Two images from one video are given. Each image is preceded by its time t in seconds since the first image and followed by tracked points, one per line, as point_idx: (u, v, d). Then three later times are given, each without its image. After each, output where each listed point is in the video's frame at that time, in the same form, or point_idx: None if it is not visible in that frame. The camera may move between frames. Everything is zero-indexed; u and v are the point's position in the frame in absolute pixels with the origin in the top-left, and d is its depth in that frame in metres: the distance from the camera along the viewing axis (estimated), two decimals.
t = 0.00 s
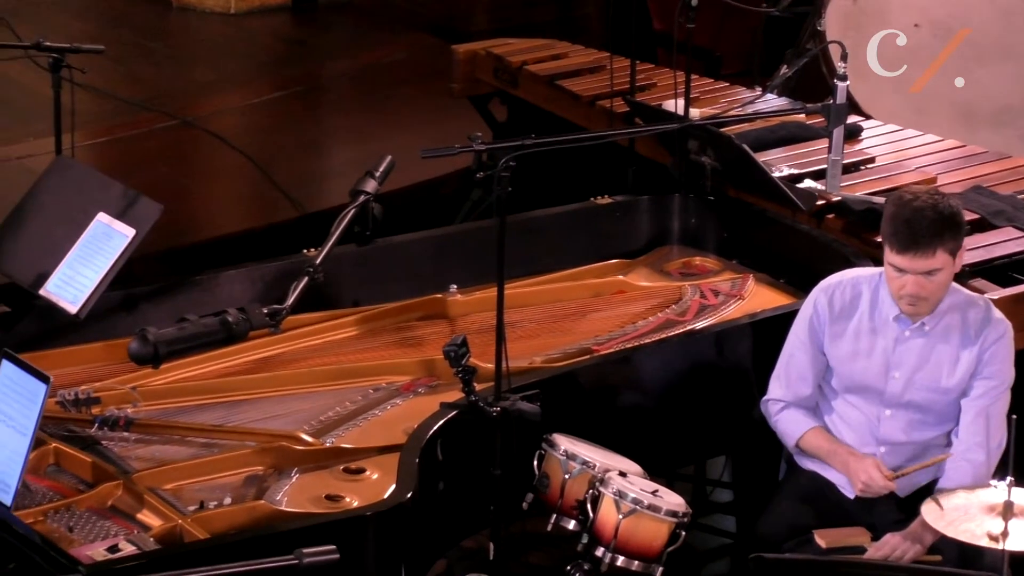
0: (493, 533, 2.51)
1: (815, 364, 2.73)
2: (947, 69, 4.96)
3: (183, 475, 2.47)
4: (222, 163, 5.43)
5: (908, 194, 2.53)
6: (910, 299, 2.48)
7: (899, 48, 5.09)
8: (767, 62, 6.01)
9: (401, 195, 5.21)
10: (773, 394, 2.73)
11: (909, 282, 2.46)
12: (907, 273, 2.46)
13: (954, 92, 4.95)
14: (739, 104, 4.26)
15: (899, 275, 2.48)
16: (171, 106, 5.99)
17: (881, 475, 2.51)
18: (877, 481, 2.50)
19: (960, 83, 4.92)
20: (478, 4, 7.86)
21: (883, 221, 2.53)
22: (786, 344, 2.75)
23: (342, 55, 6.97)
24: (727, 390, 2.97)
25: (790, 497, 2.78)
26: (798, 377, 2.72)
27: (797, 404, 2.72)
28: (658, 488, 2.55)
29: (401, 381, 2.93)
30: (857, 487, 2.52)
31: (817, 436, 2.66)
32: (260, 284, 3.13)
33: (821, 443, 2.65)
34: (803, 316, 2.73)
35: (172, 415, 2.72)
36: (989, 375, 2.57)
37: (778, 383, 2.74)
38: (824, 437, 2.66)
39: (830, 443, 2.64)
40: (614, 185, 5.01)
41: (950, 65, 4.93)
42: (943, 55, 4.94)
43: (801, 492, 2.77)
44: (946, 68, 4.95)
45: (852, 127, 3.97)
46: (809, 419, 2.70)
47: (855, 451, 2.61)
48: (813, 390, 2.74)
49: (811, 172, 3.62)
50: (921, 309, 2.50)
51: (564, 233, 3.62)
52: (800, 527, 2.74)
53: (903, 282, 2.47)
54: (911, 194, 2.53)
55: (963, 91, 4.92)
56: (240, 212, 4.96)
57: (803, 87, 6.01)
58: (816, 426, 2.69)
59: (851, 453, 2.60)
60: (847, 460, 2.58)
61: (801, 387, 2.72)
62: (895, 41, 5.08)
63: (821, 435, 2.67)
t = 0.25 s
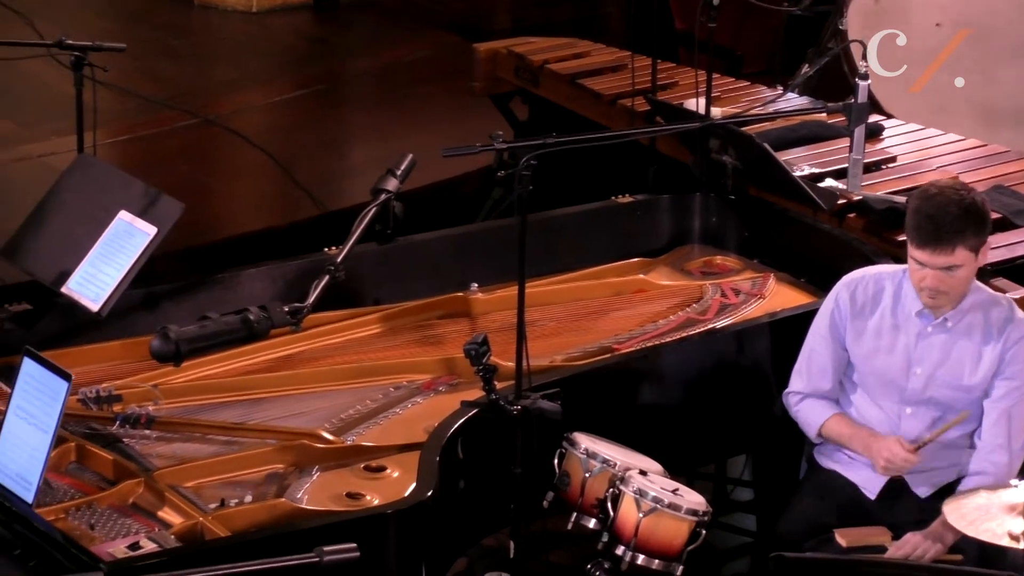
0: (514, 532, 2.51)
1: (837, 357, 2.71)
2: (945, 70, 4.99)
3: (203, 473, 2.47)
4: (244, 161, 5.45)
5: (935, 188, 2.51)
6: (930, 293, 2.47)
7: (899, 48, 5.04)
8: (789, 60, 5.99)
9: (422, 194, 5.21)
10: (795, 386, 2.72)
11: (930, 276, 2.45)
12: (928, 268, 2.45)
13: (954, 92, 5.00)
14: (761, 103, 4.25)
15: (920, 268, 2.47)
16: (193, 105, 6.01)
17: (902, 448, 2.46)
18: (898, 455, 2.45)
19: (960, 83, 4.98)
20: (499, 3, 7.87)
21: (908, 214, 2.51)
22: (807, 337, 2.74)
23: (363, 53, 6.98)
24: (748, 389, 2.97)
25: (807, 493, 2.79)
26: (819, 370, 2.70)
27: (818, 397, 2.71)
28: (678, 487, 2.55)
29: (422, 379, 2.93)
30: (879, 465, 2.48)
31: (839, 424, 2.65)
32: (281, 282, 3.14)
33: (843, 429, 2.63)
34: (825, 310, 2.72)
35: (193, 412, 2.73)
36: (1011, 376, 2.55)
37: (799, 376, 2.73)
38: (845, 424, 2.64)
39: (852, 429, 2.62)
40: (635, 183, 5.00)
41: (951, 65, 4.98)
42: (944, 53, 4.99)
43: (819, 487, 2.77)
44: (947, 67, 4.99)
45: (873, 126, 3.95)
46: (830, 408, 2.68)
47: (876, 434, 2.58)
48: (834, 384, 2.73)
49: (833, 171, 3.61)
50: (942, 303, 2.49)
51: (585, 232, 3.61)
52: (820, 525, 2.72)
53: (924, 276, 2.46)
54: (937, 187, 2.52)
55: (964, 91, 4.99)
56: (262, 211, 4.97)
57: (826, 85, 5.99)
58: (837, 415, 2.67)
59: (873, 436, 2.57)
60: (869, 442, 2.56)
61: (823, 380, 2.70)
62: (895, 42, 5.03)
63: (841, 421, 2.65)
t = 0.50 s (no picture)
0: (534, 530, 2.51)
1: (860, 363, 2.70)
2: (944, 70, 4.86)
3: (223, 471, 2.48)
4: (265, 160, 5.46)
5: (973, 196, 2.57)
6: (927, 285, 2.53)
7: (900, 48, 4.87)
8: (810, 59, 5.97)
9: (442, 192, 5.21)
10: (818, 393, 2.70)
11: (929, 266, 2.51)
12: (931, 256, 2.51)
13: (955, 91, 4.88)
14: (782, 101, 4.23)
15: (926, 255, 2.53)
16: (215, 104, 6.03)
17: (928, 455, 2.52)
18: (925, 462, 2.51)
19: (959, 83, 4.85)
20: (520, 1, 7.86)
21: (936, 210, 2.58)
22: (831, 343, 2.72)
23: (384, 51, 6.99)
24: (768, 388, 2.95)
25: (828, 490, 2.76)
26: (844, 377, 2.69)
27: (842, 405, 2.69)
28: (698, 486, 2.55)
29: (442, 378, 2.93)
30: (905, 471, 2.52)
31: (863, 433, 2.63)
32: (302, 280, 3.15)
33: (867, 437, 2.62)
34: (848, 316, 2.70)
35: (213, 411, 2.74)
36: None
37: (823, 383, 2.71)
38: (871, 433, 2.62)
39: (876, 437, 2.61)
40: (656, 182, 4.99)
41: (949, 66, 4.85)
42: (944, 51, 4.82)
43: (842, 486, 2.74)
44: (947, 67, 4.85)
45: (895, 125, 3.92)
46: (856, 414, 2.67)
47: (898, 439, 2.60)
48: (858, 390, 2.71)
49: (854, 170, 3.59)
50: (935, 303, 2.54)
51: (605, 231, 3.60)
52: (840, 524, 2.71)
53: (926, 264, 2.52)
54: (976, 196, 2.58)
55: (964, 91, 4.86)
56: (283, 209, 4.97)
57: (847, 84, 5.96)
58: (861, 423, 2.65)
59: (895, 441, 2.59)
60: (895, 448, 2.57)
61: (846, 388, 2.69)
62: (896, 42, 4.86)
63: (867, 430, 2.63)
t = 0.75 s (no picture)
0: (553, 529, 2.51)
1: (879, 358, 2.69)
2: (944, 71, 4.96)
3: (244, 468, 2.49)
4: (285, 158, 5.48)
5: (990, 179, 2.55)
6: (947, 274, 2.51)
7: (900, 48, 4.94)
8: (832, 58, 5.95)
9: (462, 191, 5.21)
10: (836, 388, 2.69)
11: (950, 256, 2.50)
12: (951, 247, 2.49)
13: (954, 92, 4.95)
14: (802, 100, 4.22)
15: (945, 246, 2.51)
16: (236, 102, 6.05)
17: (939, 488, 2.50)
18: (936, 494, 2.49)
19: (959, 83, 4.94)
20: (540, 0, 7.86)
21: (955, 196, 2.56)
22: (851, 337, 2.72)
23: (405, 50, 7.00)
24: (788, 388, 2.95)
25: (850, 491, 2.74)
26: (862, 372, 2.69)
27: (860, 399, 2.68)
28: (718, 485, 2.53)
29: (462, 376, 2.94)
30: (914, 501, 2.51)
31: (877, 443, 2.61)
32: (321, 278, 3.16)
33: (881, 450, 2.60)
34: (868, 310, 2.70)
35: (233, 409, 2.75)
36: None
37: (842, 377, 2.70)
38: (885, 445, 2.60)
39: (891, 451, 2.59)
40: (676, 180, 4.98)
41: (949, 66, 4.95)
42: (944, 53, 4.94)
43: (863, 488, 2.73)
44: (949, 65, 4.95)
45: (915, 124, 3.90)
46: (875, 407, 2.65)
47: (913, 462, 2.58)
48: (877, 385, 2.71)
49: (874, 169, 3.58)
50: (957, 292, 2.53)
51: (625, 229, 3.60)
52: (861, 524, 2.69)
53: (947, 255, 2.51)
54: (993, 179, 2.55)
55: (964, 92, 4.94)
56: (303, 207, 4.98)
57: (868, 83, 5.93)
58: (875, 431, 2.63)
59: (909, 464, 2.57)
60: (907, 473, 2.55)
61: (865, 382, 2.68)
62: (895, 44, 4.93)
63: (881, 441, 2.61)
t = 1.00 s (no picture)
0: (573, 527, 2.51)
1: (901, 360, 2.67)
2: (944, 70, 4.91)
3: (265, 466, 2.50)
4: (306, 156, 5.49)
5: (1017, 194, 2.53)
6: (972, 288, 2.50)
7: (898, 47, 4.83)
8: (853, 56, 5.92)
9: (482, 189, 5.20)
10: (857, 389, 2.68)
11: (974, 268, 2.48)
12: (974, 260, 2.48)
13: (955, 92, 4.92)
14: (823, 99, 4.20)
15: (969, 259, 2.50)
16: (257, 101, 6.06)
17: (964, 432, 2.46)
18: (961, 439, 2.45)
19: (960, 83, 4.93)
20: None
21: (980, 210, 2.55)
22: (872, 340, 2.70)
23: (425, 48, 7.00)
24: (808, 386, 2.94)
25: (869, 487, 2.73)
26: (883, 374, 2.67)
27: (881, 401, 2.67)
28: (737, 483, 2.52)
29: (482, 374, 2.94)
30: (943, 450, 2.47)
31: (904, 423, 2.60)
32: (342, 277, 3.17)
33: (908, 426, 2.59)
34: (890, 313, 2.69)
35: (254, 406, 2.76)
36: None
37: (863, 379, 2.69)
38: (911, 423, 2.59)
39: (918, 426, 2.58)
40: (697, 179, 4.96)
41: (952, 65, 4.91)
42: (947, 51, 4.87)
43: (882, 484, 2.71)
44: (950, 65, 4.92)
45: (936, 123, 3.88)
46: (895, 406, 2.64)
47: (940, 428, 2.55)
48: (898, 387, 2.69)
49: (895, 168, 3.57)
50: (983, 305, 2.51)
51: (645, 228, 3.59)
52: (881, 523, 2.68)
53: (971, 269, 2.49)
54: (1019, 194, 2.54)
55: (964, 92, 4.92)
56: (323, 205, 4.99)
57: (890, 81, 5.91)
58: (902, 414, 2.62)
59: (936, 429, 2.55)
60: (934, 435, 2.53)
61: (886, 384, 2.67)
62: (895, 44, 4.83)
63: (907, 421, 2.60)
